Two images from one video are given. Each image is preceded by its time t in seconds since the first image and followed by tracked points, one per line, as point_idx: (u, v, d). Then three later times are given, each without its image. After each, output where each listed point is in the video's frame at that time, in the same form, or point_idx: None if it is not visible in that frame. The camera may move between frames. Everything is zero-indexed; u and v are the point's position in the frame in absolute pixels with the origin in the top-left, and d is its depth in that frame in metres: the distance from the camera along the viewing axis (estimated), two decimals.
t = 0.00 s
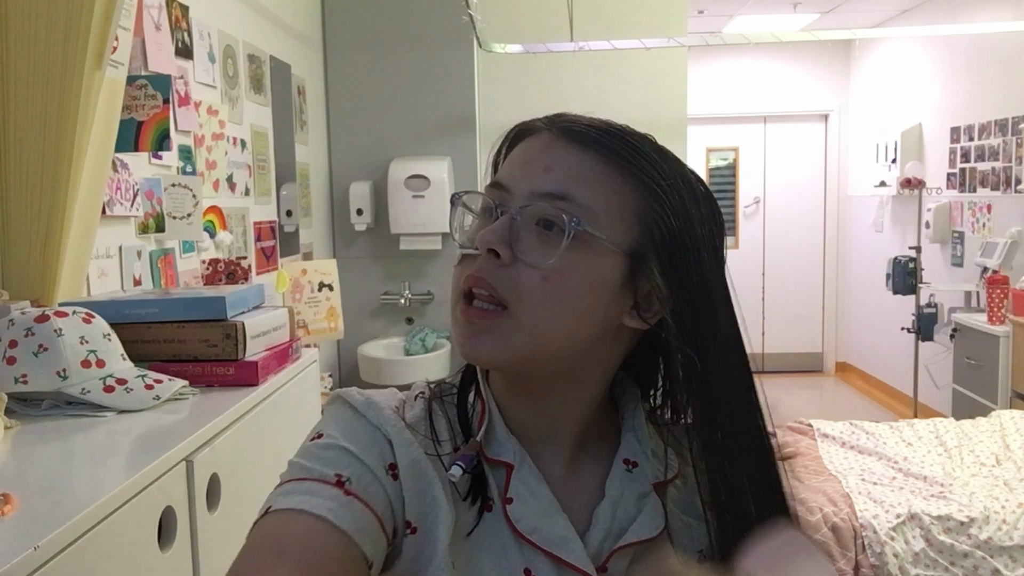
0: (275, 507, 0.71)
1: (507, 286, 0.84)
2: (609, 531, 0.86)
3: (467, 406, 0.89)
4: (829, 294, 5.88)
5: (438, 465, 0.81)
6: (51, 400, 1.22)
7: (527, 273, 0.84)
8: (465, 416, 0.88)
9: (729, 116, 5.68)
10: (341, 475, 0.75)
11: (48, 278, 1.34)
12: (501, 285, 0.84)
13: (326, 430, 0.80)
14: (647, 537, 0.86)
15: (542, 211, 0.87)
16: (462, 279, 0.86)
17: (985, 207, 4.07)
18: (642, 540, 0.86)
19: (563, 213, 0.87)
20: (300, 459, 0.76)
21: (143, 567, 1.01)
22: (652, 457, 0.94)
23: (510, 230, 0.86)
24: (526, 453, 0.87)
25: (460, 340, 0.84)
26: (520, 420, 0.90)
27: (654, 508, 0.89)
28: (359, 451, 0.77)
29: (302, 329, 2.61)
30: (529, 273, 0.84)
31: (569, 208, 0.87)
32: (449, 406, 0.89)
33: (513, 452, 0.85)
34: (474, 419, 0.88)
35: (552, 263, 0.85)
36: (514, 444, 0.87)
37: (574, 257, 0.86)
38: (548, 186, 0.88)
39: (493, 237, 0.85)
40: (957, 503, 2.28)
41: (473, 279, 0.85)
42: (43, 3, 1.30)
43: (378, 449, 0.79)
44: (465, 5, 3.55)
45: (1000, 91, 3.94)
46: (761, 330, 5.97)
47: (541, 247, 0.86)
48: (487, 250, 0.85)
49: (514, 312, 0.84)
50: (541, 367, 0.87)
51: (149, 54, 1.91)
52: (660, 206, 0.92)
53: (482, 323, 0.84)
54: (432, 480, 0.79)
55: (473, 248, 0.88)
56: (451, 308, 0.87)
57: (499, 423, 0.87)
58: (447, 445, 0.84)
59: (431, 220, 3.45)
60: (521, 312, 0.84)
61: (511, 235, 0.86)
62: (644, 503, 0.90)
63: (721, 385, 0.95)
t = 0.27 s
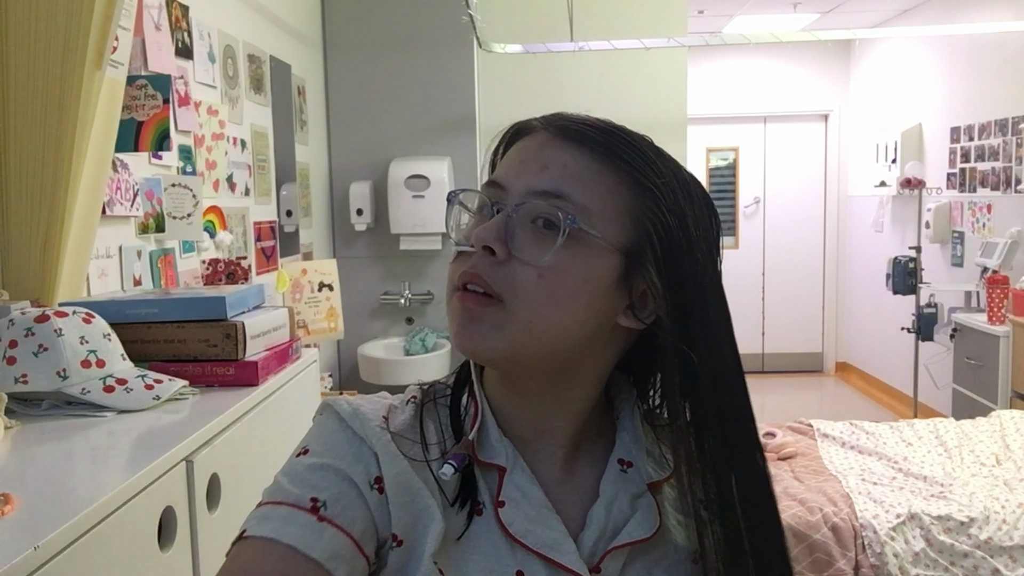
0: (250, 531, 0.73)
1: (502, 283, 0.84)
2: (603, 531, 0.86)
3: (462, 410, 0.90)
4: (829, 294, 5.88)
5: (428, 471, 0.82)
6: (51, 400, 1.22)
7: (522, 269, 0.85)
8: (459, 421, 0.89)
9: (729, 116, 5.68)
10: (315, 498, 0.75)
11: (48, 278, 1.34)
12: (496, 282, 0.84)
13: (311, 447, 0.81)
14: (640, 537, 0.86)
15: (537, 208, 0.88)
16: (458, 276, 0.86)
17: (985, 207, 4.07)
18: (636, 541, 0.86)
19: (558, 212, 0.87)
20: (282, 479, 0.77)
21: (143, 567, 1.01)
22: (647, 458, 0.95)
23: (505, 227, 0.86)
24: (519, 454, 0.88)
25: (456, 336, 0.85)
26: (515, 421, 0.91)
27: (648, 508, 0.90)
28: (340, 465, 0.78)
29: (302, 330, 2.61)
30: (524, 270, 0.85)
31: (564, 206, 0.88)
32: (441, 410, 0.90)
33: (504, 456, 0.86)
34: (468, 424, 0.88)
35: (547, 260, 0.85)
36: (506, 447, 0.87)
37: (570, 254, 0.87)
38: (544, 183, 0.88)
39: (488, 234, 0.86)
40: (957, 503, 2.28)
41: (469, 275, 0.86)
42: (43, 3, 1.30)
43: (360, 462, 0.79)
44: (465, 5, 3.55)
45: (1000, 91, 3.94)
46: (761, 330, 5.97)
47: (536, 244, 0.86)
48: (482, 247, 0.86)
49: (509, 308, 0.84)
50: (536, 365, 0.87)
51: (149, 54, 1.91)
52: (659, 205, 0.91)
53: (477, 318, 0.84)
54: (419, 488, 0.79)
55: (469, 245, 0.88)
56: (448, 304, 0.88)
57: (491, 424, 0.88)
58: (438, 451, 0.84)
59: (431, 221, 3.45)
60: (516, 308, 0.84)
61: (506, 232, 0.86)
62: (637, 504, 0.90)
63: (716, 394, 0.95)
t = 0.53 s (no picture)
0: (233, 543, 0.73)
1: (496, 288, 0.84)
2: (599, 531, 0.87)
3: (457, 413, 0.90)
4: (830, 294, 5.88)
5: (421, 473, 0.82)
6: (52, 401, 1.22)
7: (516, 274, 0.84)
8: (454, 424, 0.89)
9: (729, 116, 5.68)
10: (295, 507, 0.75)
11: (48, 278, 1.34)
12: (490, 287, 0.84)
13: (298, 454, 0.81)
14: (635, 537, 0.86)
15: (528, 212, 0.87)
16: (452, 282, 0.86)
17: (985, 207, 4.07)
18: (631, 541, 0.86)
19: (547, 214, 0.87)
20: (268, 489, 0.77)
21: (143, 567, 1.01)
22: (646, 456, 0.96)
23: (497, 231, 0.86)
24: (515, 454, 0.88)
25: (452, 342, 0.84)
26: (513, 420, 0.91)
27: (643, 508, 0.90)
28: (324, 470, 0.78)
29: (302, 330, 2.61)
30: (518, 274, 0.84)
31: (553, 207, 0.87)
32: (437, 411, 0.91)
33: (499, 458, 0.86)
34: (462, 426, 0.89)
35: (541, 263, 0.85)
36: (501, 448, 0.87)
37: (564, 256, 0.86)
38: (534, 186, 0.87)
39: (480, 240, 0.85)
40: (957, 504, 2.28)
41: (462, 281, 0.85)
42: (43, 3, 1.30)
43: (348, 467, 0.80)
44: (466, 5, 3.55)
45: (1000, 91, 3.94)
46: (761, 330, 5.96)
47: (529, 247, 0.86)
48: (474, 253, 0.85)
49: (505, 312, 0.84)
50: (534, 365, 0.86)
51: (149, 55, 1.91)
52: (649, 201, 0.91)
53: (474, 324, 0.84)
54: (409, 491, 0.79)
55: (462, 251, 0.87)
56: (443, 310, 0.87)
57: (487, 425, 0.88)
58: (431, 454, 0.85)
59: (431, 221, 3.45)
60: (511, 312, 0.84)
61: (498, 236, 0.85)
62: (633, 504, 0.91)
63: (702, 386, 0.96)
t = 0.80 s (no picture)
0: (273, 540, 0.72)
1: (486, 329, 0.78)
2: (601, 530, 0.87)
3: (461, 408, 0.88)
4: (830, 294, 5.88)
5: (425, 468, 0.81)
6: (52, 400, 1.22)
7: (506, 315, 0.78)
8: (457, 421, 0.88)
9: (729, 116, 5.68)
10: (329, 493, 0.75)
11: (48, 278, 1.34)
12: (480, 329, 0.79)
13: (315, 450, 0.82)
14: (637, 537, 0.86)
15: (513, 249, 0.78)
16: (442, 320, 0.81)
17: (985, 207, 4.07)
18: (633, 540, 0.86)
19: (534, 253, 0.77)
20: (293, 485, 0.77)
21: (143, 567, 1.01)
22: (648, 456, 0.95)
23: (483, 271, 0.78)
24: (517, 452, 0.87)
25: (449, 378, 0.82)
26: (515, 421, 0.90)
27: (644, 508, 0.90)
28: (345, 457, 0.80)
29: (302, 330, 2.61)
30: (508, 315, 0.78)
31: (539, 244, 0.77)
32: (441, 408, 0.89)
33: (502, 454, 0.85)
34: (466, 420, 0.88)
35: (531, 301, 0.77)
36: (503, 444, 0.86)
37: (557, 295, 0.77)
38: (517, 220, 0.78)
39: (467, 282, 0.78)
40: (957, 504, 2.27)
41: (452, 322, 0.80)
42: (43, 3, 1.30)
43: (362, 454, 0.81)
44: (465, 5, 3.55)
45: (1000, 91, 3.94)
46: (761, 330, 5.97)
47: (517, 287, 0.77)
48: (463, 295, 0.79)
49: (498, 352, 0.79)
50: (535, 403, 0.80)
51: (149, 55, 1.91)
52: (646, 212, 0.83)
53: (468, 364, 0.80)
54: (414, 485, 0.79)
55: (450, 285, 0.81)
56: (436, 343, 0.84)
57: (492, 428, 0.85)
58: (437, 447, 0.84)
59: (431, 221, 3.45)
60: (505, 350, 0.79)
61: (483, 277, 0.78)
62: (635, 503, 0.90)
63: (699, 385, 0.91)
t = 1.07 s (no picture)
0: (292, 532, 0.73)
1: (475, 342, 0.80)
2: (605, 532, 0.86)
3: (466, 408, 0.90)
4: (830, 294, 5.88)
5: (438, 465, 0.83)
6: (52, 400, 1.22)
7: (494, 329, 0.80)
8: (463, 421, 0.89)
9: (729, 116, 5.68)
10: (348, 486, 0.76)
11: (48, 278, 1.34)
12: (469, 341, 0.80)
13: (327, 442, 0.82)
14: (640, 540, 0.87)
15: (504, 262, 0.80)
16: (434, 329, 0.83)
17: (985, 207, 4.07)
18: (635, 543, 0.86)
19: (524, 266, 0.80)
20: (308, 478, 0.78)
21: (143, 567, 1.01)
22: (651, 458, 0.95)
23: (474, 284, 0.80)
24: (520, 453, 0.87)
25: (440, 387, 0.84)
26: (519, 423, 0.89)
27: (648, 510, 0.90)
28: (359, 450, 0.81)
29: (302, 329, 2.61)
30: (496, 329, 0.80)
31: (530, 258, 0.80)
32: (447, 406, 0.91)
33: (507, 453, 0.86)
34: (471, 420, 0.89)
35: (520, 317, 0.80)
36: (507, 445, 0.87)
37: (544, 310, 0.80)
38: (508, 233, 0.80)
39: (457, 293, 0.80)
40: (957, 504, 2.27)
41: (443, 332, 0.82)
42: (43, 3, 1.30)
43: (376, 448, 0.82)
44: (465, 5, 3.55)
45: (1000, 91, 3.94)
46: (761, 330, 5.97)
47: (508, 300, 0.80)
48: (453, 306, 0.81)
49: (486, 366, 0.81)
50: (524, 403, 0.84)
51: (149, 55, 1.91)
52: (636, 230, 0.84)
53: (456, 376, 0.82)
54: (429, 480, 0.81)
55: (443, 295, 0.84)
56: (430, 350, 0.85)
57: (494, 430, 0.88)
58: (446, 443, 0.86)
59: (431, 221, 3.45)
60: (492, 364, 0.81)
61: (475, 289, 0.80)
62: (640, 505, 0.90)
63: (697, 388, 0.94)
